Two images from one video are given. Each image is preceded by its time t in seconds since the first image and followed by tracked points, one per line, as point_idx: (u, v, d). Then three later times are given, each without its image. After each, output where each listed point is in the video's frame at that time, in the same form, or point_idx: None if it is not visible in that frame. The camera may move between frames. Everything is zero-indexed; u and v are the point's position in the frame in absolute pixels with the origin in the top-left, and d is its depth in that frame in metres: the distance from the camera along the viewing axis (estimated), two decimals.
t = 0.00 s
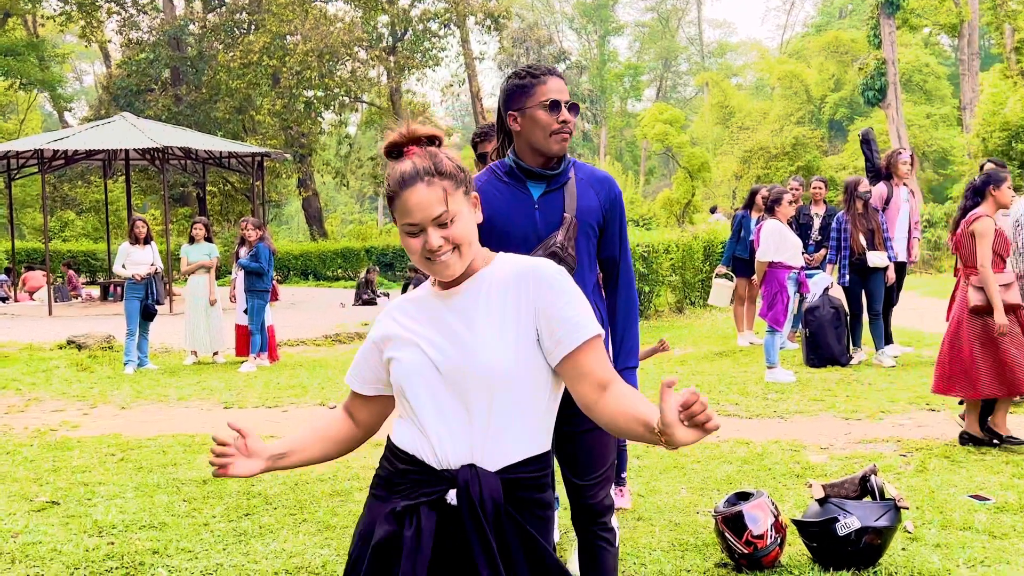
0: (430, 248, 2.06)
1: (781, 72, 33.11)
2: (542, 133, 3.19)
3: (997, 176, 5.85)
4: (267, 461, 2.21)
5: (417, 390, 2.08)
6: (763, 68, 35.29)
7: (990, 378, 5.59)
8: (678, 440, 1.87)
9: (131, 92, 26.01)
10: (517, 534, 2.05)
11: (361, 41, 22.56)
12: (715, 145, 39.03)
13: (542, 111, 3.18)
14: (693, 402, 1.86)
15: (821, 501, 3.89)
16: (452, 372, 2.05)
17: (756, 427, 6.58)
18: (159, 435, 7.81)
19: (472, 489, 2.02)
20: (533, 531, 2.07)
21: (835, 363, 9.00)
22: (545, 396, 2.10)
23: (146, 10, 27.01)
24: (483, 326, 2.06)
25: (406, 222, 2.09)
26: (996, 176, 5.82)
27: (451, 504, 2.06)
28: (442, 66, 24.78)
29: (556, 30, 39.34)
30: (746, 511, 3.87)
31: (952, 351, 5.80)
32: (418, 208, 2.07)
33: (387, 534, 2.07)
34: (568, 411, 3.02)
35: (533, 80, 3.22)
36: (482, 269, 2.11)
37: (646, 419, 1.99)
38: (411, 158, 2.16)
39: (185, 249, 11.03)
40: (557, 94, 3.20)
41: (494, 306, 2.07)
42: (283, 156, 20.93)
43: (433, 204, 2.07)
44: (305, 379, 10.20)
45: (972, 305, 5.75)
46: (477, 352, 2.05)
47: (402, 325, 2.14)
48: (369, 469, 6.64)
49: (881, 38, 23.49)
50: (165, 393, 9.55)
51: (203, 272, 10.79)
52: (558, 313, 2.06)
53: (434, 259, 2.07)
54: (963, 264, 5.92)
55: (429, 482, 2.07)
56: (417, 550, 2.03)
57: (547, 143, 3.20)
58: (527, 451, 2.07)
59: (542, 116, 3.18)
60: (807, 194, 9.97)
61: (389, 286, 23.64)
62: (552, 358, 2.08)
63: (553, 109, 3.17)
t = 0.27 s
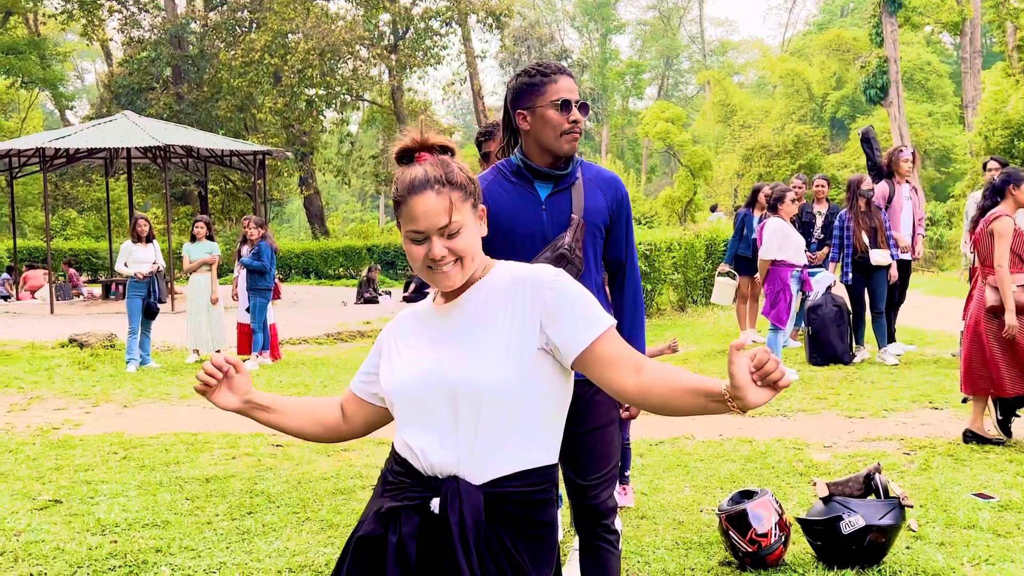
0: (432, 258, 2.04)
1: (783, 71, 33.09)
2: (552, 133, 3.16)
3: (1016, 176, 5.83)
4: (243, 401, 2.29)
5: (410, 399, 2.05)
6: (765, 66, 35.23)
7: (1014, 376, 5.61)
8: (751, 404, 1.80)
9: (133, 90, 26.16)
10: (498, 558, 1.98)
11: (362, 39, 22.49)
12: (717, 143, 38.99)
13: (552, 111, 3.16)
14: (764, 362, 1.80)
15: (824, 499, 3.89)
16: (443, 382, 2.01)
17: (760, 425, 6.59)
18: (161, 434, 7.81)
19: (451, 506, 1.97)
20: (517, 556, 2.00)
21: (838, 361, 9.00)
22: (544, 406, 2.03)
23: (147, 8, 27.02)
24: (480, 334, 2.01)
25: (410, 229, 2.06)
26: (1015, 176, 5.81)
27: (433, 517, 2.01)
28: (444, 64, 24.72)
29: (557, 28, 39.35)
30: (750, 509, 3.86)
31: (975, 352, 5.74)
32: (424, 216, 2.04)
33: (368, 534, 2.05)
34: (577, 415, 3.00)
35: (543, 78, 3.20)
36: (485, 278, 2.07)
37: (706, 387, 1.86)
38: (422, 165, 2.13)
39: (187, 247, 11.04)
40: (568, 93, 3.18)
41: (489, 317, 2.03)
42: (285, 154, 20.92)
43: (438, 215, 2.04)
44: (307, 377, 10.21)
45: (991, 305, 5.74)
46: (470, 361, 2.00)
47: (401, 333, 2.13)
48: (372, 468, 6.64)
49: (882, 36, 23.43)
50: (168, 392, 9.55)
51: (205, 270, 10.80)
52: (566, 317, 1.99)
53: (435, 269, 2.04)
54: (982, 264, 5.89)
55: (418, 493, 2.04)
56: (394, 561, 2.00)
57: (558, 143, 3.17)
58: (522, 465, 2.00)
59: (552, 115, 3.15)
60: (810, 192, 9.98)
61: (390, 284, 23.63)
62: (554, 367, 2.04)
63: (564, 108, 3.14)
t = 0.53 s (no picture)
0: (449, 225, 2.05)
1: (786, 68, 33.07)
2: (570, 131, 3.16)
3: None
4: (253, 269, 2.13)
5: (416, 363, 2.07)
6: (768, 64, 35.20)
7: None
8: (808, 319, 1.83)
9: (136, 88, 26.18)
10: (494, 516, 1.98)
11: (365, 37, 22.44)
12: (720, 140, 38.94)
13: (571, 110, 3.17)
14: (823, 276, 1.83)
15: (830, 497, 3.88)
16: (449, 344, 2.03)
17: (764, 423, 6.58)
18: (165, 432, 7.82)
19: (447, 460, 1.99)
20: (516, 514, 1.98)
21: (842, 359, 8.99)
22: (549, 366, 2.04)
23: (150, 7, 27.03)
24: (491, 296, 2.03)
25: (430, 193, 2.06)
26: None
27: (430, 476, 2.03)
28: (446, 62, 24.69)
29: (559, 27, 39.36)
30: (755, 507, 3.87)
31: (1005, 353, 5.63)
32: (445, 181, 2.04)
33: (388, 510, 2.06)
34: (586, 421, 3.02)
35: (562, 76, 3.22)
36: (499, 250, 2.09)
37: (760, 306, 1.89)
38: (447, 128, 2.12)
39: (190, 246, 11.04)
40: (586, 93, 3.20)
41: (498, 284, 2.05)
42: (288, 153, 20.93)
43: (460, 180, 2.04)
44: (311, 376, 10.22)
45: (1020, 307, 5.64)
46: (480, 322, 2.01)
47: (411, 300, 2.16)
48: (376, 466, 6.65)
49: (886, 35, 23.39)
50: (171, 390, 9.56)
51: (208, 269, 10.80)
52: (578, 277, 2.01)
53: (450, 237, 2.05)
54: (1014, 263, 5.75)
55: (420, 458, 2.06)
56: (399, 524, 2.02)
57: (576, 142, 3.17)
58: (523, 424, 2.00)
59: (572, 114, 3.16)
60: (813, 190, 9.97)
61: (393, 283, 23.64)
62: (563, 328, 2.07)
63: (583, 108, 3.16)
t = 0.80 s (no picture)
0: (469, 203, 2.15)
1: (789, 67, 33.05)
2: (589, 125, 3.18)
3: None
4: (277, 173, 2.25)
5: (425, 340, 2.15)
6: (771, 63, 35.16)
7: None
8: (824, 238, 2.02)
9: (139, 88, 26.22)
10: (503, 482, 2.05)
11: (368, 36, 22.45)
12: (723, 139, 38.89)
13: (591, 104, 3.18)
14: (827, 194, 2.05)
15: (834, 496, 3.88)
16: (457, 319, 2.12)
17: (768, 422, 6.59)
18: (170, 431, 7.83)
19: (448, 428, 2.06)
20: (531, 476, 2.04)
21: (845, 358, 9.00)
22: (557, 338, 2.13)
23: (153, 6, 27.06)
24: (499, 269, 2.12)
25: (453, 167, 2.16)
26: None
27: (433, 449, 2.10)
28: (449, 61, 24.67)
29: (562, 26, 39.33)
30: (759, 506, 3.87)
31: None
32: (472, 157, 2.15)
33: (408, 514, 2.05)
34: (603, 420, 3.04)
35: (582, 69, 3.22)
36: (511, 232, 2.18)
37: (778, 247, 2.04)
38: (475, 107, 2.23)
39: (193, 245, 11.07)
40: (606, 87, 3.21)
41: (508, 263, 2.13)
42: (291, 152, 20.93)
43: (485, 159, 2.15)
44: (315, 374, 10.25)
45: None
46: (489, 292, 2.11)
47: (417, 277, 2.23)
48: (380, 465, 6.66)
49: (889, 33, 23.35)
50: (176, 389, 9.58)
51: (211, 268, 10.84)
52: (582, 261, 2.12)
53: (470, 213, 2.15)
54: None
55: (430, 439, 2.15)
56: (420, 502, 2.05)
57: (595, 137, 3.19)
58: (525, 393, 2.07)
59: (591, 109, 3.17)
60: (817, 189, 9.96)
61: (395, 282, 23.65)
62: (570, 306, 2.16)
63: (604, 102, 3.17)
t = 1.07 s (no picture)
0: (483, 217, 2.16)
1: (790, 66, 33.04)
2: (600, 123, 3.12)
3: None
4: (284, 128, 2.25)
5: (434, 356, 2.16)
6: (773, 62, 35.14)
7: None
8: (816, 205, 2.00)
9: (142, 88, 26.26)
10: (522, 498, 2.02)
11: (370, 36, 22.51)
12: (725, 139, 38.90)
13: (603, 101, 3.12)
14: (814, 159, 2.03)
15: (835, 495, 3.89)
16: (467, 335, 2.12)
17: (770, 421, 6.59)
18: (172, 430, 7.85)
19: (456, 447, 2.07)
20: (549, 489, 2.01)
21: (847, 358, 8.99)
22: (567, 360, 2.11)
23: (156, 6, 27.08)
24: (509, 286, 2.14)
25: (466, 183, 2.18)
26: None
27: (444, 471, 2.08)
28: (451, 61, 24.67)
29: (565, 26, 39.34)
30: (760, 506, 3.87)
31: None
32: (485, 172, 2.16)
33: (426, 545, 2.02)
34: (615, 417, 3.05)
35: (594, 67, 3.15)
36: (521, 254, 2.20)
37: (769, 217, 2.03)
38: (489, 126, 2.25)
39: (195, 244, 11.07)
40: (618, 84, 3.14)
41: (521, 284, 2.14)
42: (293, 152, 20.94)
43: (499, 173, 2.16)
44: (317, 374, 10.27)
45: None
46: (498, 310, 2.12)
47: (429, 297, 2.24)
48: (383, 464, 6.67)
49: (892, 33, 23.34)
50: (178, 388, 9.59)
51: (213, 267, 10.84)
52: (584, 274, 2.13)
53: (483, 228, 2.16)
54: None
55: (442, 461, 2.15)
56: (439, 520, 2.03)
57: (605, 135, 3.14)
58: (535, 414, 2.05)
59: (602, 106, 3.11)
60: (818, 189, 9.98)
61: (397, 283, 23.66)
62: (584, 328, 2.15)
63: (615, 99, 3.10)
